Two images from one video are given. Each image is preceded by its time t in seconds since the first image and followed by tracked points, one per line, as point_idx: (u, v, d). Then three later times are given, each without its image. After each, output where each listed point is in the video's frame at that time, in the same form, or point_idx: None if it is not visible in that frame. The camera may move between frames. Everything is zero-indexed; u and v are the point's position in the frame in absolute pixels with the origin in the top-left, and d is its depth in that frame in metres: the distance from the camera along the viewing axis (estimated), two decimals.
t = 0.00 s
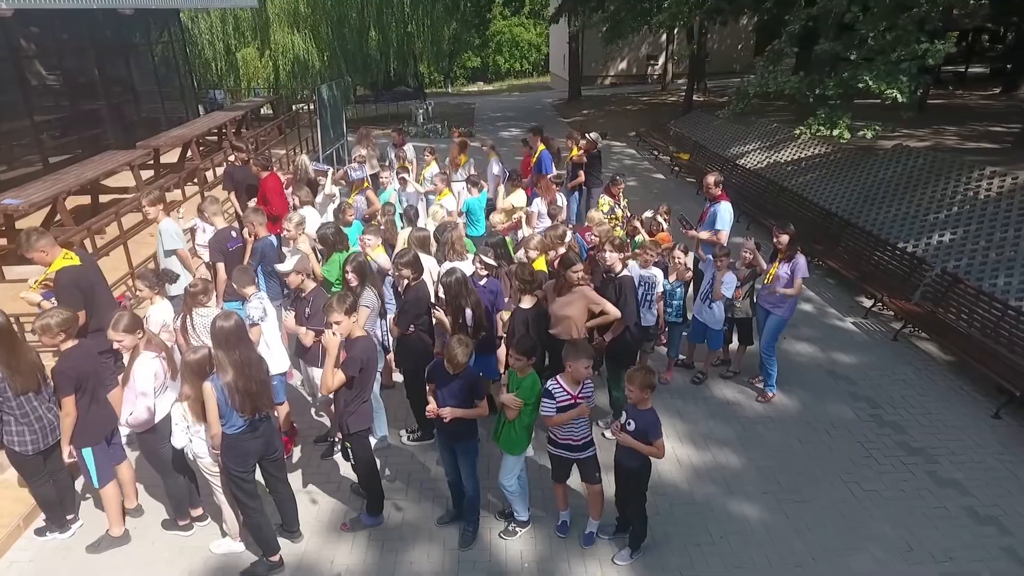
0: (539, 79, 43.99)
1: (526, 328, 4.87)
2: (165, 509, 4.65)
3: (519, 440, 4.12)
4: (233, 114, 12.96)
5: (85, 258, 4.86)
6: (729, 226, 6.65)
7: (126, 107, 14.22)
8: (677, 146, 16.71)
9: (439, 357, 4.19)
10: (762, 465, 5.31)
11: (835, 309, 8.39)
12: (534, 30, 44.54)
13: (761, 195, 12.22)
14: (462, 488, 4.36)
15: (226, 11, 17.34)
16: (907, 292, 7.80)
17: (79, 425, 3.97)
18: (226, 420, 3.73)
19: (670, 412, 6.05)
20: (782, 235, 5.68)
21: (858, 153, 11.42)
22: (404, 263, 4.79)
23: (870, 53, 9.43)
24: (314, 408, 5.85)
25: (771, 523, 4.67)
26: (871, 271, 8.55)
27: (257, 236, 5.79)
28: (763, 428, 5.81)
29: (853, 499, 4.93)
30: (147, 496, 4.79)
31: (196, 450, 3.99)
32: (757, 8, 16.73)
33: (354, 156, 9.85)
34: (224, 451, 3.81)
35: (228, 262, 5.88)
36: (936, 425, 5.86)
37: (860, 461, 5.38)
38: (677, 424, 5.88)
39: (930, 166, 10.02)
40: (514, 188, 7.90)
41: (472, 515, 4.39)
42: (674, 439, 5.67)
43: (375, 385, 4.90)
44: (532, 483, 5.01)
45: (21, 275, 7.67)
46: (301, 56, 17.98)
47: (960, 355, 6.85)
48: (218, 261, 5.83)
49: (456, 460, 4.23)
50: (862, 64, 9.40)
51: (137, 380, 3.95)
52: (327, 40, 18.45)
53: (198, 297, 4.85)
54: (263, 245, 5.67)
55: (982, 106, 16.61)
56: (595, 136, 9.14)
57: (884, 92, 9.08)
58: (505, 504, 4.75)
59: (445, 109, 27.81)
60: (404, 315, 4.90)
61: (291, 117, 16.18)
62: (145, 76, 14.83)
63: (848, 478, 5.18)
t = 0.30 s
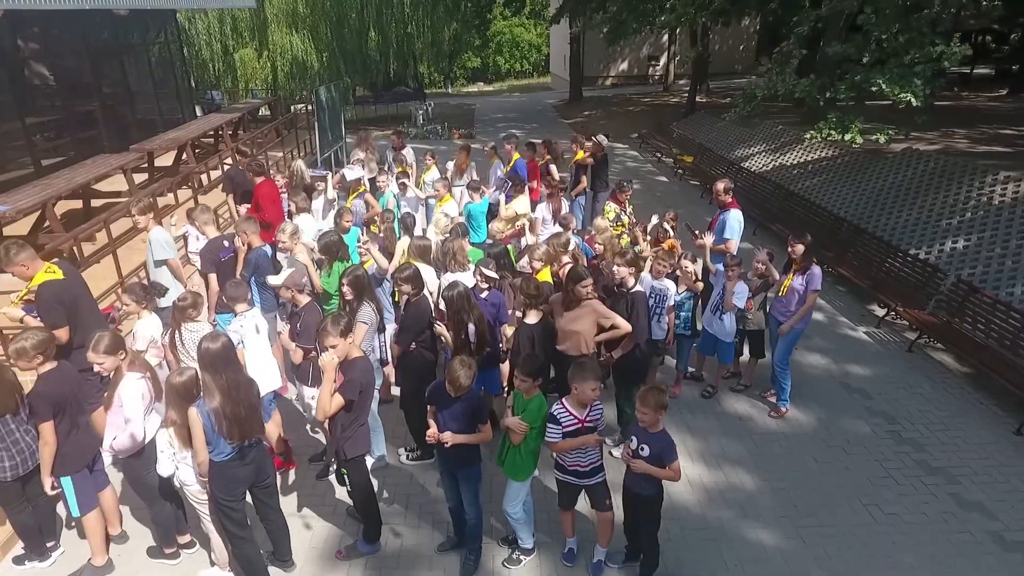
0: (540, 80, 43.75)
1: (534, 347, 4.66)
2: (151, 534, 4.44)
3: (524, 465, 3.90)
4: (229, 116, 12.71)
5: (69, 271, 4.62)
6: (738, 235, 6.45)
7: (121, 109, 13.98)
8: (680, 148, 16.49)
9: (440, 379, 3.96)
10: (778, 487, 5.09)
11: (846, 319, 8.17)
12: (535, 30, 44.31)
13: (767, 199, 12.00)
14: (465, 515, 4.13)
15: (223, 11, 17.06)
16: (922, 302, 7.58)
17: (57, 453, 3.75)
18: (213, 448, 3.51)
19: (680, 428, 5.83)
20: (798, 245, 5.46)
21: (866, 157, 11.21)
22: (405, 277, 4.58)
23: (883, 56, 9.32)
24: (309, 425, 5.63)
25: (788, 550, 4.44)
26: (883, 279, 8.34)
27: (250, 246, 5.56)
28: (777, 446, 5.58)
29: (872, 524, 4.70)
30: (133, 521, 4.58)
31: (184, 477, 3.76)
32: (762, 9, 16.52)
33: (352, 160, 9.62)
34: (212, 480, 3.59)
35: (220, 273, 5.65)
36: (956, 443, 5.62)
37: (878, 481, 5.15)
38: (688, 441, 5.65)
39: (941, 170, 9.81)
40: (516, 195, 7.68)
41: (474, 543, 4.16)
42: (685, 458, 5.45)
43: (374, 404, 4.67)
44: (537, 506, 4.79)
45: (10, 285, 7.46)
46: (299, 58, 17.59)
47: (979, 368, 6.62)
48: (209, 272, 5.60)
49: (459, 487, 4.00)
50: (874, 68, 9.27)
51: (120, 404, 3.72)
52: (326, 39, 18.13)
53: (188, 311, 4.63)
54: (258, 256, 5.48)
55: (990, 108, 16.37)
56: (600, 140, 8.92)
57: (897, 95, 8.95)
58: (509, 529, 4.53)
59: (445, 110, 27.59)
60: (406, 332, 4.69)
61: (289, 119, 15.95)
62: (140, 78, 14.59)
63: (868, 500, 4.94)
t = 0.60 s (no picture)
0: (542, 80, 43.47)
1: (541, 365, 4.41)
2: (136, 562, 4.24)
3: (530, 494, 3.68)
4: (227, 118, 12.47)
5: (50, 284, 4.36)
6: (751, 245, 6.21)
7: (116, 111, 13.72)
8: (685, 150, 16.26)
9: (441, 402, 3.73)
10: (795, 510, 4.86)
11: (859, 328, 7.93)
12: (536, 30, 44.04)
13: (774, 204, 11.77)
14: (467, 545, 3.90)
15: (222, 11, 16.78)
16: (938, 313, 7.35)
17: (35, 482, 3.54)
18: (198, 479, 3.29)
19: (691, 446, 5.60)
20: (817, 257, 5.18)
21: (876, 160, 10.96)
22: (407, 292, 4.35)
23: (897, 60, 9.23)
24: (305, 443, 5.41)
25: None
26: (897, 287, 8.11)
27: (243, 257, 5.31)
28: (793, 465, 5.36)
29: (896, 551, 4.47)
30: (117, 547, 4.37)
31: (168, 508, 3.54)
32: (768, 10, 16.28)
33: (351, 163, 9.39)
34: (199, 512, 3.37)
35: (211, 286, 5.43)
36: (980, 462, 5.39)
37: (899, 504, 4.92)
38: (699, 460, 5.43)
39: (954, 174, 9.57)
40: (520, 202, 7.45)
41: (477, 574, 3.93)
42: (697, 478, 5.22)
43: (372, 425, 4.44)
44: (543, 531, 4.57)
45: None
46: (299, 58, 17.30)
47: (1000, 382, 6.38)
48: (200, 284, 5.36)
49: (461, 516, 3.78)
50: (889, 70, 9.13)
51: (98, 430, 3.51)
52: (325, 40, 17.84)
53: (176, 327, 4.41)
54: (252, 267, 5.23)
55: (1000, 109, 16.12)
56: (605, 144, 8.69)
57: (914, 99, 8.82)
58: (513, 557, 4.30)
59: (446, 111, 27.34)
60: (406, 349, 4.46)
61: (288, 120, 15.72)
62: (136, 79, 14.33)
63: (890, 525, 4.71)
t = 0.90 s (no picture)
0: (544, 80, 43.23)
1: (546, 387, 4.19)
2: None
3: (534, 527, 3.47)
4: (224, 119, 12.23)
5: (29, 298, 4.08)
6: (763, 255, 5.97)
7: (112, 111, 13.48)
8: (690, 153, 16.03)
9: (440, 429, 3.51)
10: (813, 537, 4.62)
11: (873, 340, 7.70)
12: (539, 30, 43.77)
13: (782, 209, 11.53)
14: None
15: (221, 10, 16.53)
16: (955, 324, 7.11)
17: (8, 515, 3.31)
18: (180, 514, 3.07)
19: (704, 466, 5.37)
20: (836, 270, 4.93)
21: (887, 164, 10.71)
22: (404, 308, 4.13)
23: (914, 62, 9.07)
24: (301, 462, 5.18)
25: None
26: (911, 297, 7.87)
27: (236, 268, 5.11)
28: (809, 487, 5.13)
29: None
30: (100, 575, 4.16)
31: (150, 542, 3.31)
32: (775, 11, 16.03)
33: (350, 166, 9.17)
34: (182, 548, 3.15)
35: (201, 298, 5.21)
36: (1004, 485, 5.14)
37: (921, 531, 4.68)
38: (712, 482, 5.20)
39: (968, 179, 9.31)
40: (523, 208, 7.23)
41: None
42: (710, 501, 5.00)
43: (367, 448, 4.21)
44: (549, 560, 4.33)
45: None
46: (299, 58, 16.98)
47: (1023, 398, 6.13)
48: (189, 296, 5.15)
49: (461, 550, 3.56)
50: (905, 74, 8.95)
51: (74, 460, 3.26)
52: (326, 40, 17.58)
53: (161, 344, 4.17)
54: (244, 279, 5.03)
55: (1011, 111, 15.85)
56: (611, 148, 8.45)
57: (931, 103, 8.64)
58: None
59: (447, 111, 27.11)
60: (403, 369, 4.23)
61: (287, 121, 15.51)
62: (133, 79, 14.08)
63: (912, 554, 4.47)
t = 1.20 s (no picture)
0: (546, 79, 42.96)
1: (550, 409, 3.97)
2: None
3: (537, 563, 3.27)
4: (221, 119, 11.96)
5: (3, 312, 3.84)
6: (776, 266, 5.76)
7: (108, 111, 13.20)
8: (694, 155, 15.78)
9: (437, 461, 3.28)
10: (832, 566, 4.38)
11: (887, 351, 7.45)
12: (541, 29, 43.48)
13: (790, 214, 11.27)
14: None
15: (219, 8, 16.23)
16: (973, 337, 6.87)
17: None
18: (156, 555, 2.85)
19: (716, 488, 5.13)
20: (861, 284, 4.75)
21: (898, 168, 10.46)
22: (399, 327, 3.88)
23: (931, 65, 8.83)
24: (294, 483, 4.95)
25: None
26: (927, 307, 7.63)
27: (225, 280, 4.88)
28: (827, 511, 4.89)
29: None
30: None
31: None
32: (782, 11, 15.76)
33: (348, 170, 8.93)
34: None
35: (189, 310, 4.99)
36: None
37: (944, 560, 4.44)
38: (725, 506, 4.96)
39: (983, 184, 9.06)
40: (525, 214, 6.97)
41: None
42: (723, 527, 4.76)
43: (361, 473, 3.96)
44: None
45: None
46: (299, 57, 16.67)
47: None
48: (176, 308, 4.92)
49: None
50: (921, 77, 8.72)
51: (43, 494, 3.04)
52: (326, 40, 17.31)
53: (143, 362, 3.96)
54: (234, 291, 4.80)
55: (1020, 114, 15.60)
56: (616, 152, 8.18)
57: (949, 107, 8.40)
58: None
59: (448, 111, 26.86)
60: (397, 390, 3.99)
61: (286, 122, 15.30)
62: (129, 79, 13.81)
63: None
